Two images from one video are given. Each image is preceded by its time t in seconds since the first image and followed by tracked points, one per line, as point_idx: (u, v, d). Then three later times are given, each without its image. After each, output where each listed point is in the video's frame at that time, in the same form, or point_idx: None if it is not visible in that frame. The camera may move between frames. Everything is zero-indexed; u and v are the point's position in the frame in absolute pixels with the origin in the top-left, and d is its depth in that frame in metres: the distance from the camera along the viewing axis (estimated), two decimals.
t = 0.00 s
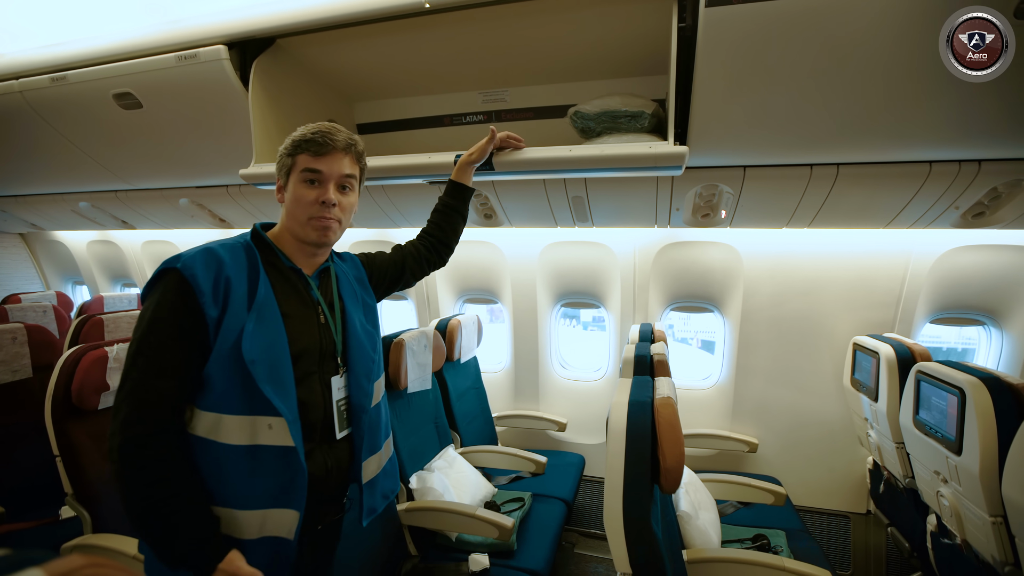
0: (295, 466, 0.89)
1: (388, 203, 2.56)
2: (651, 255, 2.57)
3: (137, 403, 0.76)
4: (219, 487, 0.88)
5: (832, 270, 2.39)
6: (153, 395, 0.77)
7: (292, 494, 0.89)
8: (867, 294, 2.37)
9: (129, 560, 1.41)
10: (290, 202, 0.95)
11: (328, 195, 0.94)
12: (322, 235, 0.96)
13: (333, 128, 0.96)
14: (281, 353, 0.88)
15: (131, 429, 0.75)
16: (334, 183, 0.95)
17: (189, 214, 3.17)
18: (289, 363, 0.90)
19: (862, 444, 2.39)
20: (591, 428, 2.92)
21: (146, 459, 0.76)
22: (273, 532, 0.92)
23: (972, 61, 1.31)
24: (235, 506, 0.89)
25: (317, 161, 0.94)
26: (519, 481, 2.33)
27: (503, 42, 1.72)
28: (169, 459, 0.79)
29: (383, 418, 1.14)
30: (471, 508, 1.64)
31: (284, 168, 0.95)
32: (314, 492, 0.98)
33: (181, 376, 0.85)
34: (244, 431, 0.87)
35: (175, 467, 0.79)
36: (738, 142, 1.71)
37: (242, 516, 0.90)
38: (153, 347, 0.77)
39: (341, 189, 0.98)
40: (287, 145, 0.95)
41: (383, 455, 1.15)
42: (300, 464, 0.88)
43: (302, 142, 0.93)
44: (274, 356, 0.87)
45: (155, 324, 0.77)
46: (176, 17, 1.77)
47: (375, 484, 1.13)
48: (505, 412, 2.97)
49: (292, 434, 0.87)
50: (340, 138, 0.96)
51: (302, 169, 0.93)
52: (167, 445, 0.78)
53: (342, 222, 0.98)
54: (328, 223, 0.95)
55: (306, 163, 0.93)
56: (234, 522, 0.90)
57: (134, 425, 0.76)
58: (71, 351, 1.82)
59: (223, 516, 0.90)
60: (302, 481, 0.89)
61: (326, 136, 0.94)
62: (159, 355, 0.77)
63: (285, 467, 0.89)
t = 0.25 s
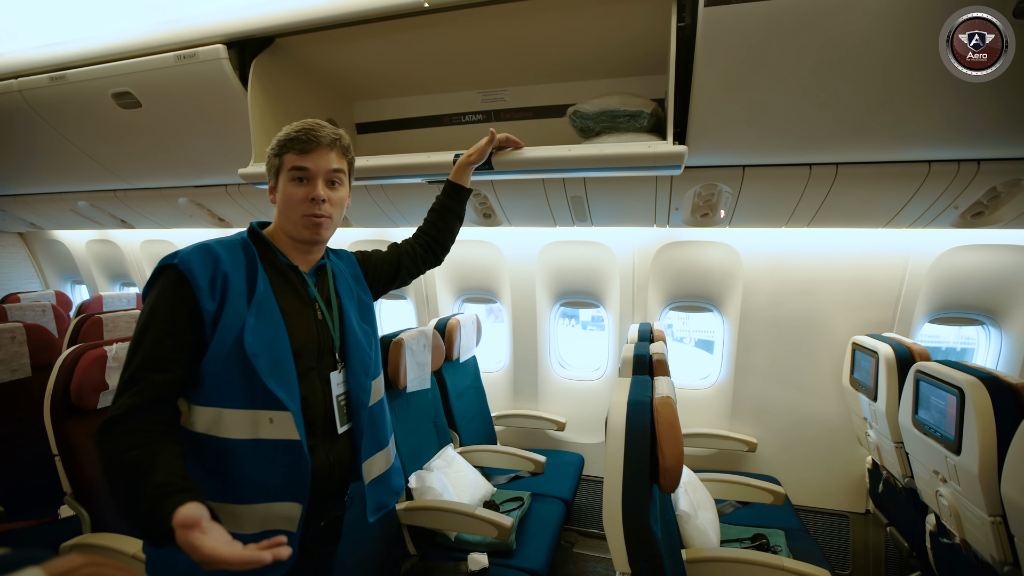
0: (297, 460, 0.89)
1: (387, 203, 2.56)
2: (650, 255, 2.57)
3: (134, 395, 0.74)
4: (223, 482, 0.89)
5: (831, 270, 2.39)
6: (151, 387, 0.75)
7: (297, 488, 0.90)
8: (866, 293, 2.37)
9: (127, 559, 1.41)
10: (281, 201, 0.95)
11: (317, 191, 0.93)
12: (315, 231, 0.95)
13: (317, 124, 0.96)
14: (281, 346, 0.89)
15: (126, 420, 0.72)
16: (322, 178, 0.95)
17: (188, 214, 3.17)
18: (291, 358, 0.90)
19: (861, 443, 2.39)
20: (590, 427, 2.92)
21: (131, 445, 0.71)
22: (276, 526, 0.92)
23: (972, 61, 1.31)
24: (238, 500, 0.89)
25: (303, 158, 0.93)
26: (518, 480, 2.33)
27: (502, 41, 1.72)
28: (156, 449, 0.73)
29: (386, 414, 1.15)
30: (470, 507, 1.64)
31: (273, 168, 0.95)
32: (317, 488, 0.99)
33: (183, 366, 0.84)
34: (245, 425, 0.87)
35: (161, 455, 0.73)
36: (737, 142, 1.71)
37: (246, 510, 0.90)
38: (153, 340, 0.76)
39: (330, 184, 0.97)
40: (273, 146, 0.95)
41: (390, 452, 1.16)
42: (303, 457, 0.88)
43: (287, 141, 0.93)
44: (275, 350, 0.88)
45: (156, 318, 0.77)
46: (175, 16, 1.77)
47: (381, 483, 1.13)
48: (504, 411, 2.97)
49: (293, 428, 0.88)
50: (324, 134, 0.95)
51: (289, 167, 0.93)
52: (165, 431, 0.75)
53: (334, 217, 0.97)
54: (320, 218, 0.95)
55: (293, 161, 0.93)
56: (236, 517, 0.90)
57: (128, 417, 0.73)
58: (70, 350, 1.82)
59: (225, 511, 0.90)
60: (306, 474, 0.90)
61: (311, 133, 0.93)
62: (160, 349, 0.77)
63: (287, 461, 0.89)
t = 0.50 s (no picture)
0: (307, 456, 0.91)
1: (387, 202, 2.56)
2: (650, 255, 2.57)
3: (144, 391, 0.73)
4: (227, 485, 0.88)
5: (831, 269, 2.39)
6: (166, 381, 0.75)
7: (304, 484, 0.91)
8: (866, 293, 2.37)
9: (127, 559, 1.41)
10: (275, 199, 0.95)
11: (312, 188, 0.93)
12: (310, 228, 0.96)
13: (311, 121, 0.95)
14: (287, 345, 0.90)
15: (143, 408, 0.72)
16: (318, 176, 0.95)
17: (188, 213, 3.17)
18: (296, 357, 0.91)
19: (861, 443, 2.39)
20: (590, 427, 2.92)
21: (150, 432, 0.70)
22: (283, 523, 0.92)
23: (972, 61, 1.32)
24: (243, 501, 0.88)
25: (298, 156, 0.93)
26: (517, 479, 2.33)
27: (502, 41, 1.72)
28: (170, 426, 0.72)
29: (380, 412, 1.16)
30: (469, 507, 1.64)
31: (267, 166, 0.95)
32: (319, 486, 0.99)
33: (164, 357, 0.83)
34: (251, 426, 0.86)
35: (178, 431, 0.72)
36: (737, 142, 1.71)
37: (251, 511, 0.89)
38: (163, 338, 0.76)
39: (325, 181, 0.97)
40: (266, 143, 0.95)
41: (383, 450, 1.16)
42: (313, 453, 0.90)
43: (280, 138, 0.93)
44: (281, 349, 0.89)
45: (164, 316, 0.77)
46: (175, 16, 1.78)
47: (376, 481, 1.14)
48: (503, 411, 2.97)
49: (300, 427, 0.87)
50: (319, 131, 0.95)
51: (284, 164, 0.93)
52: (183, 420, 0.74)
53: (330, 214, 0.98)
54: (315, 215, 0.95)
55: (288, 159, 0.93)
56: (239, 520, 0.89)
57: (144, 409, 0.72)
58: (70, 350, 1.82)
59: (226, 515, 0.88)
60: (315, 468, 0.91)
61: (305, 130, 0.93)
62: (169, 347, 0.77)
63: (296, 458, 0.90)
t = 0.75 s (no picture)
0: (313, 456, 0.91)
1: (387, 202, 2.56)
2: (650, 254, 2.57)
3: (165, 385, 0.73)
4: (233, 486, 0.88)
5: (831, 269, 2.38)
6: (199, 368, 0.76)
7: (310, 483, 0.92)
8: (866, 293, 2.37)
9: (127, 558, 1.41)
10: (262, 198, 0.95)
11: (297, 183, 0.93)
12: (300, 224, 0.95)
13: (289, 114, 0.94)
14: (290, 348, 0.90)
15: (181, 395, 0.72)
16: (301, 170, 0.94)
17: (188, 213, 3.17)
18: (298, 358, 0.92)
19: (861, 443, 2.39)
20: (590, 427, 2.92)
21: (191, 415, 0.71)
22: (285, 527, 0.91)
23: (972, 61, 1.31)
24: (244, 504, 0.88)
25: (278, 151, 0.92)
26: (518, 479, 2.33)
27: (502, 40, 1.72)
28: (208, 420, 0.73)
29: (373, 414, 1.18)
30: (469, 507, 1.64)
31: (250, 167, 0.95)
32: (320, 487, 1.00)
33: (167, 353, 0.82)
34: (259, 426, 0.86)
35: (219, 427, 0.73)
36: (737, 141, 1.71)
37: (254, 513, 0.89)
38: (178, 335, 0.76)
39: (310, 174, 0.96)
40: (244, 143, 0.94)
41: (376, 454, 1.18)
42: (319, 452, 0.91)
43: (259, 134, 0.92)
44: (286, 351, 0.89)
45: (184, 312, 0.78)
46: (175, 16, 1.78)
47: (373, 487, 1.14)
48: (503, 411, 2.97)
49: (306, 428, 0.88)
50: (296, 123, 0.94)
51: (266, 163, 0.92)
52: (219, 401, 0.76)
53: (318, 208, 0.97)
54: (304, 210, 0.95)
55: (269, 156, 0.92)
56: (241, 522, 0.89)
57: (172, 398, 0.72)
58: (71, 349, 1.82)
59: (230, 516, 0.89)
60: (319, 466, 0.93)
61: (282, 125, 0.92)
62: (188, 343, 0.77)
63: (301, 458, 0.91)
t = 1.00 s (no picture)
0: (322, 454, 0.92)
1: (388, 203, 2.56)
2: (650, 255, 2.57)
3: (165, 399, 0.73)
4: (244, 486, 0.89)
5: (832, 270, 2.39)
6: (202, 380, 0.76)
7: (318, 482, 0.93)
8: (867, 294, 2.37)
9: (128, 560, 1.41)
10: (265, 197, 0.94)
11: (303, 182, 0.93)
12: (306, 223, 0.96)
13: (294, 114, 0.94)
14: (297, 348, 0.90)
15: (185, 410, 0.72)
16: (306, 169, 0.94)
17: (189, 213, 3.17)
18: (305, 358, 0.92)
19: (862, 444, 2.39)
20: (591, 427, 2.92)
21: (196, 431, 0.72)
22: (299, 525, 0.92)
23: (972, 61, 1.31)
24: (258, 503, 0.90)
25: (284, 150, 0.92)
26: (518, 480, 2.33)
27: (502, 41, 1.72)
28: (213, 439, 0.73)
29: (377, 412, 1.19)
30: (470, 507, 1.64)
31: (252, 165, 0.93)
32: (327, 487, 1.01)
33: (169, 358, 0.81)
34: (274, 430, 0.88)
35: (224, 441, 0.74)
36: (738, 143, 1.71)
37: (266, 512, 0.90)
38: (176, 345, 0.75)
39: (314, 174, 0.97)
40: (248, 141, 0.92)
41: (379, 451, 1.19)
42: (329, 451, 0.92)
43: (265, 133, 0.91)
44: (293, 352, 0.89)
45: (183, 321, 0.77)
46: (175, 16, 1.78)
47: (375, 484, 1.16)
48: (504, 411, 2.97)
49: (316, 428, 0.89)
50: (301, 123, 0.94)
51: (270, 161, 0.92)
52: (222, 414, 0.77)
53: (323, 207, 0.97)
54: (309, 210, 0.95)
55: (274, 154, 0.92)
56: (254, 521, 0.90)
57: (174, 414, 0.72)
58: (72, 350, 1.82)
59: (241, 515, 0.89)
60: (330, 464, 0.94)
61: (287, 123, 0.92)
62: (186, 353, 0.76)
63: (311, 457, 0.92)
